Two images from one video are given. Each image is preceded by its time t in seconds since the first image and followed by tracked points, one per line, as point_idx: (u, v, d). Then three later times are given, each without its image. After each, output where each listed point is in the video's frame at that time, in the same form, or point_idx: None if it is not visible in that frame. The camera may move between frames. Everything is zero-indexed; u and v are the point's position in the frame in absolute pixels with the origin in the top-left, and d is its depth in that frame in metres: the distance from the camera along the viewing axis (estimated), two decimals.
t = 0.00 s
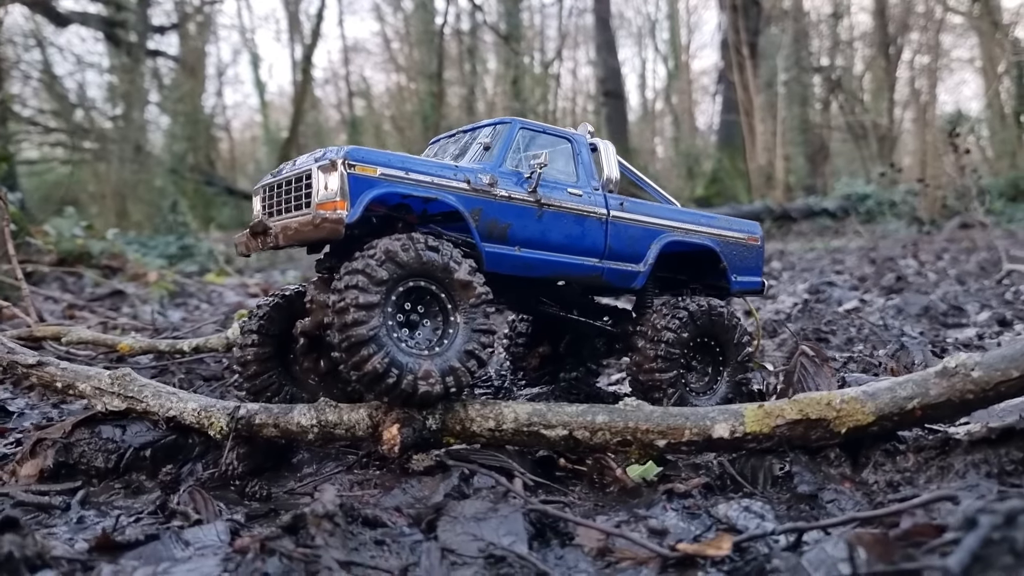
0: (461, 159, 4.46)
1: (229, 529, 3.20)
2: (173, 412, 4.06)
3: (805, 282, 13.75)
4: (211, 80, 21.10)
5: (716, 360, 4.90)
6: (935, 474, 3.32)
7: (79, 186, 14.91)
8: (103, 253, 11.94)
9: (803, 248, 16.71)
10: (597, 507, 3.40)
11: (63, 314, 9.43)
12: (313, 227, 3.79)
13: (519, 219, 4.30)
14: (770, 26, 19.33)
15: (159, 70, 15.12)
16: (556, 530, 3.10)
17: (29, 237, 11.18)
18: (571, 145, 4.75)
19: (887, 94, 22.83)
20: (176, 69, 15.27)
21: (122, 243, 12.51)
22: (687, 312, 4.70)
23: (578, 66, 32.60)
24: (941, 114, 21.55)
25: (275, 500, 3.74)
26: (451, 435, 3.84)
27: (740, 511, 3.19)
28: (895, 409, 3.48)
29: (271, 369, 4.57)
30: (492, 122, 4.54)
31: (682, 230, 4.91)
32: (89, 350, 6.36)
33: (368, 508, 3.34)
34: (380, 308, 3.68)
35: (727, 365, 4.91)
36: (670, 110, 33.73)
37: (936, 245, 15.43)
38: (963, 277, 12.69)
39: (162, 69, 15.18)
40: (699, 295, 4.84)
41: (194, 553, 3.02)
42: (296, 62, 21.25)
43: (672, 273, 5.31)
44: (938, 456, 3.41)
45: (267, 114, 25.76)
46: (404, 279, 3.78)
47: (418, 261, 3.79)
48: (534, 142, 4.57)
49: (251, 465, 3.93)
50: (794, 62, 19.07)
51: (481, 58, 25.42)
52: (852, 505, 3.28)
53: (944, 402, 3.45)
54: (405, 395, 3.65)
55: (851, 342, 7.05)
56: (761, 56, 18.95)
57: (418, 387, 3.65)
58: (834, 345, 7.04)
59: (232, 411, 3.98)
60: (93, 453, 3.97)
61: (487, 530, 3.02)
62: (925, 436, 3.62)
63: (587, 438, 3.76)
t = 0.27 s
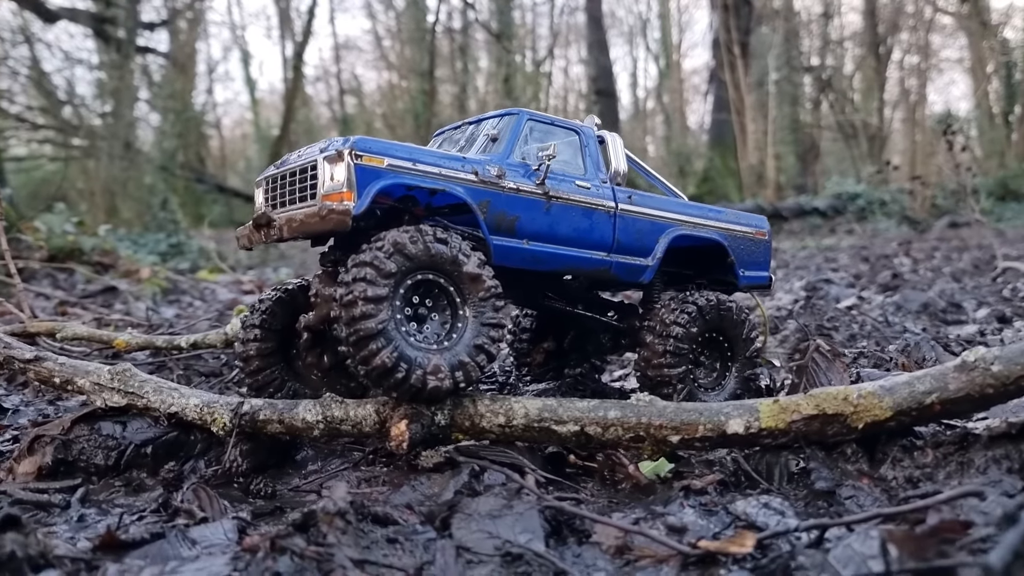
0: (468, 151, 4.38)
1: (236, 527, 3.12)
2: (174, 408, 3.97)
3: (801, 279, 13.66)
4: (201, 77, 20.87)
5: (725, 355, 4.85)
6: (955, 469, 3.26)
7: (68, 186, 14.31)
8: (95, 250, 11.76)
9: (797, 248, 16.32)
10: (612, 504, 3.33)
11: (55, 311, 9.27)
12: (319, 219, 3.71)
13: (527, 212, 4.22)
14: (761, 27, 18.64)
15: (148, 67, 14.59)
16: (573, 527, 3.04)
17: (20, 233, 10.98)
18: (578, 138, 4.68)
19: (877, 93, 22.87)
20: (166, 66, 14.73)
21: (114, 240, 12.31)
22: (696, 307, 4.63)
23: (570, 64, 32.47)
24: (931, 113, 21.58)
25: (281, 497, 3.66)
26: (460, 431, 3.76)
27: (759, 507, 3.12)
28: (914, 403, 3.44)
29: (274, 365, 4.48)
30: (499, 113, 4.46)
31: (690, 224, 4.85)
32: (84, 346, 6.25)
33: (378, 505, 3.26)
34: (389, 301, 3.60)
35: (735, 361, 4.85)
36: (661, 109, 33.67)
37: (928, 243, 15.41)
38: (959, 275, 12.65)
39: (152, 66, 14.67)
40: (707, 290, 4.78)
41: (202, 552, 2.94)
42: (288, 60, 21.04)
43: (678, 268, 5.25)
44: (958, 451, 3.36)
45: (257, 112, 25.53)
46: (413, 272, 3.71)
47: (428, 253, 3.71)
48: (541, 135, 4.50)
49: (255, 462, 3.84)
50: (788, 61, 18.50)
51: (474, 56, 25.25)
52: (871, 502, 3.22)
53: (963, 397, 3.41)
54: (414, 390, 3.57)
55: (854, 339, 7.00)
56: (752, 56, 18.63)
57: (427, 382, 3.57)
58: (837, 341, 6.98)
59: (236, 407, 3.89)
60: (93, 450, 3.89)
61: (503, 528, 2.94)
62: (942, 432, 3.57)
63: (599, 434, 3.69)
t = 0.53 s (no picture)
0: (473, 141, 4.30)
1: (238, 526, 3.03)
2: (172, 404, 3.87)
3: (802, 277, 13.57)
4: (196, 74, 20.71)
5: (732, 351, 4.77)
6: (973, 466, 3.19)
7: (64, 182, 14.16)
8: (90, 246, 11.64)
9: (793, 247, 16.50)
10: (623, 501, 3.25)
11: (49, 308, 9.15)
12: (322, 209, 3.62)
13: (533, 204, 4.14)
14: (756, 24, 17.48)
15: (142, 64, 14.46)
16: (584, 525, 2.96)
17: (13, 229, 10.86)
18: (584, 129, 4.60)
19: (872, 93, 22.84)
20: (161, 64, 14.62)
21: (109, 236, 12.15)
22: (704, 301, 4.55)
23: (567, 64, 32.35)
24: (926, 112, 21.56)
25: (282, 495, 3.58)
26: (465, 427, 3.68)
27: (775, 504, 3.05)
28: (930, 398, 3.37)
29: (274, 360, 4.39)
30: (504, 103, 4.38)
31: (697, 218, 4.77)
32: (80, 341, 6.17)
33: (383, 503, 3.18)
34: (393, 294, 3.52)
35: (743, 357, 4.78)
36: (657, 109, 33.58)
37: (925, 241, 15.35)
38: (958, 273, 12.59)
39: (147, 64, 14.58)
40: (715, 285, 4.70)
41: (202, 551, 2.85)
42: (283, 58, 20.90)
43: (684, 262, 5.17)
44: (975, 447, 3.29)
45: (253, 110, 25.38)
46: (418, 264, 3.63)
47: (433, 245, 3.63)
48: (547, 125, 4.42)
49: (256, 458, 3.76)
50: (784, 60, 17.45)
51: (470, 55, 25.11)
52: (887, 499, 3.15)
53: (981, 391, 3.34)
54: (419, 385, 3.49)
55: (860, 335, 6.94)
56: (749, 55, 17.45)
57: (433, 376, 3.49)
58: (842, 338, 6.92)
59: (236, 403, 3.80)
60: (89, 446, 3.80)
61: (512, 526, 2.86)
62: (960, 427, 3.49)
63: (608, 430, 3.61)
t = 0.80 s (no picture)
0: (475, 128, 4.17)
1: (232, 523, 2.89)
2: (163, 398, 3.73)
3: (799, 274, 13.44)
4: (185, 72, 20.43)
5: (739, 345, 4.66)
6: (996, 460, 3.09)
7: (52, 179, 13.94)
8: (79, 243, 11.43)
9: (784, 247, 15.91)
10: (633, 497, 3.13)
11: (36, 304, 8.96)
12: (320, 195, 3.48)
13: (537, 191, 4.02)
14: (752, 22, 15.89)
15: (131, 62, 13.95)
16: (595, 522, 2.84)
17: None
18: (589, 117, 4.48)
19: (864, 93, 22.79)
20: (150, 61, 14.10)
21: (97, 232, 11.94)
22: (711, 294, 4.44)
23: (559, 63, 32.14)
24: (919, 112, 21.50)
25: (278, 491, 3.44)
26: (468, 421, 3.55)
27: (793, 499, 2.93)
28: (950, 391, 3.28)
29: (269, 353, 4.25)
30: (507, 89, 4.25)
31: (704, 208, 4.65)
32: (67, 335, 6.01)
33: (383, 499, 3.05)
34: (394, 283, 3.39)
35: (750, 351, 4.66)
36: (649, 108, 33.40)
37: (917, 240, 15.17)
38: (955, 272, 12.38)
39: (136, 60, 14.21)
40: (722, 277, 4.59)
41: (195, 549, 2.71)
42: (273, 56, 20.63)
43: (689, 255, 5.06)
44: (997, 441, 3.20)
45: (242, 108, 25.10)
46: (419, 253, 3.50)
47: (435, 233, 3.50)
48: (551, 112, 4.30)
49: (250, 453, 3.63)
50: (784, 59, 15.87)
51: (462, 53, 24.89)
52: (907, 495, 3.04)
53: (1003, 383, 3.27)
54: (421, 378, 3.36)
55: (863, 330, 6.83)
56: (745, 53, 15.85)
57: (435, 369, 3.36)
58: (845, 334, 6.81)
59: (229, 396, 3.66)
60: (76, 441, 3.66)
61: (520, 522, 2.74)
62: (979, 422, 3.40)
63: (616, 425, 3.48)
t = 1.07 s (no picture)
0: (478, 118, 4.00)
1: (223, 535, 2.73)
2: (152, 400, 3.56)
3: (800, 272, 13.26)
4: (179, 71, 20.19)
5: (750, 345, 4.52)
6: None
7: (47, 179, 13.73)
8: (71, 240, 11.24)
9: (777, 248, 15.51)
10: (647, 505, 2.98)
11: (26, 302, 8.76)
12: (317, 187, 3.32)
13: (543, 185, 3.86)
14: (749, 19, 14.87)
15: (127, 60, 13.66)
16: (608, 533, 2.68)
17: None
18: (596, 108, 4.31)
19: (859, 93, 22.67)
20: (146, 60, 13.79)
21: (90, 230, 11.75)
22: (722, 292, 4.28)
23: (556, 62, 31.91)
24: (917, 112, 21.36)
25: (271, 499, 3.28)
26: (471, 425, 3.39)
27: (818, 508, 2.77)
28: (980, 393, 3.14)
29: (263, 354, 4.08)
30: (512, 78, 4.09)
31: (714, 204, 4.49)
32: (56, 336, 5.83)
33: (383, 508, 2.89)
34: (394, 280, 3.23)
35: (762, 351, 4.51)
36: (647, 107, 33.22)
37: (914, 240, 14.84)
38: (956, 272, 12.06)
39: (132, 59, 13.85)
40: (733, 274, 4.43)
41: (183, 562, 2.55)
42: (268, 55, 20.41)
43: (697, 252, 4.91)
44: None
45: (238, 107, 24.87)
46: (421, 248, 3.33)
47: (436, 227, 3.34)
48: (557, 103, 4.13)
49: (241, 458, 3.46)
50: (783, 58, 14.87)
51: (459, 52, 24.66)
52: (937, 503, 2.88)
53: None
54: (422, 379, 3.20)
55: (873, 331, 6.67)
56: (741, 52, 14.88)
57: (437, 370, 3.20)
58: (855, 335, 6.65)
59: (221, 399, 3.49)
60: (60, 446, 3.48)
61: (529, 534, 2.59)
62: (1007, 427, 3.26)
63: (627, 429, 3.32)
